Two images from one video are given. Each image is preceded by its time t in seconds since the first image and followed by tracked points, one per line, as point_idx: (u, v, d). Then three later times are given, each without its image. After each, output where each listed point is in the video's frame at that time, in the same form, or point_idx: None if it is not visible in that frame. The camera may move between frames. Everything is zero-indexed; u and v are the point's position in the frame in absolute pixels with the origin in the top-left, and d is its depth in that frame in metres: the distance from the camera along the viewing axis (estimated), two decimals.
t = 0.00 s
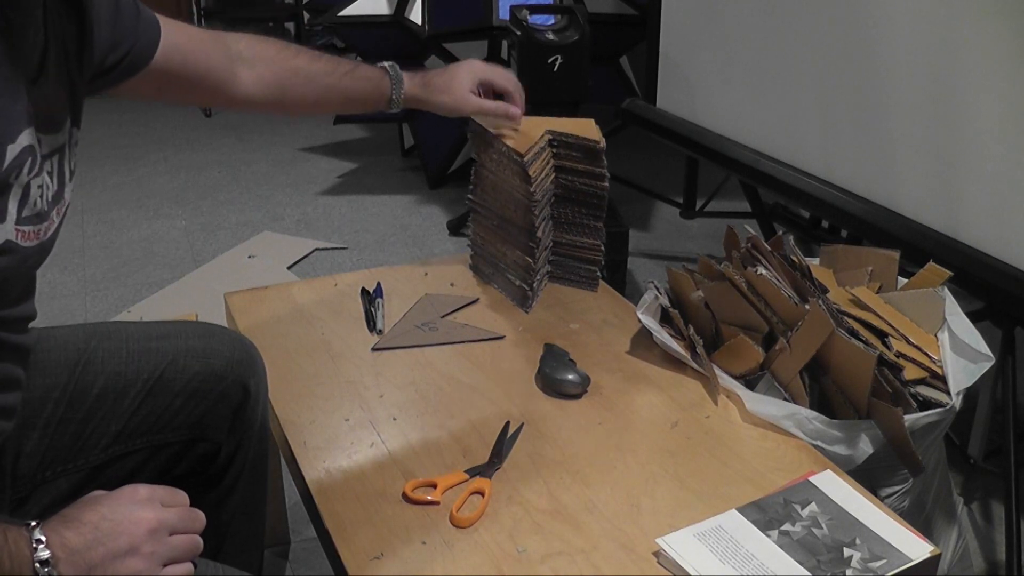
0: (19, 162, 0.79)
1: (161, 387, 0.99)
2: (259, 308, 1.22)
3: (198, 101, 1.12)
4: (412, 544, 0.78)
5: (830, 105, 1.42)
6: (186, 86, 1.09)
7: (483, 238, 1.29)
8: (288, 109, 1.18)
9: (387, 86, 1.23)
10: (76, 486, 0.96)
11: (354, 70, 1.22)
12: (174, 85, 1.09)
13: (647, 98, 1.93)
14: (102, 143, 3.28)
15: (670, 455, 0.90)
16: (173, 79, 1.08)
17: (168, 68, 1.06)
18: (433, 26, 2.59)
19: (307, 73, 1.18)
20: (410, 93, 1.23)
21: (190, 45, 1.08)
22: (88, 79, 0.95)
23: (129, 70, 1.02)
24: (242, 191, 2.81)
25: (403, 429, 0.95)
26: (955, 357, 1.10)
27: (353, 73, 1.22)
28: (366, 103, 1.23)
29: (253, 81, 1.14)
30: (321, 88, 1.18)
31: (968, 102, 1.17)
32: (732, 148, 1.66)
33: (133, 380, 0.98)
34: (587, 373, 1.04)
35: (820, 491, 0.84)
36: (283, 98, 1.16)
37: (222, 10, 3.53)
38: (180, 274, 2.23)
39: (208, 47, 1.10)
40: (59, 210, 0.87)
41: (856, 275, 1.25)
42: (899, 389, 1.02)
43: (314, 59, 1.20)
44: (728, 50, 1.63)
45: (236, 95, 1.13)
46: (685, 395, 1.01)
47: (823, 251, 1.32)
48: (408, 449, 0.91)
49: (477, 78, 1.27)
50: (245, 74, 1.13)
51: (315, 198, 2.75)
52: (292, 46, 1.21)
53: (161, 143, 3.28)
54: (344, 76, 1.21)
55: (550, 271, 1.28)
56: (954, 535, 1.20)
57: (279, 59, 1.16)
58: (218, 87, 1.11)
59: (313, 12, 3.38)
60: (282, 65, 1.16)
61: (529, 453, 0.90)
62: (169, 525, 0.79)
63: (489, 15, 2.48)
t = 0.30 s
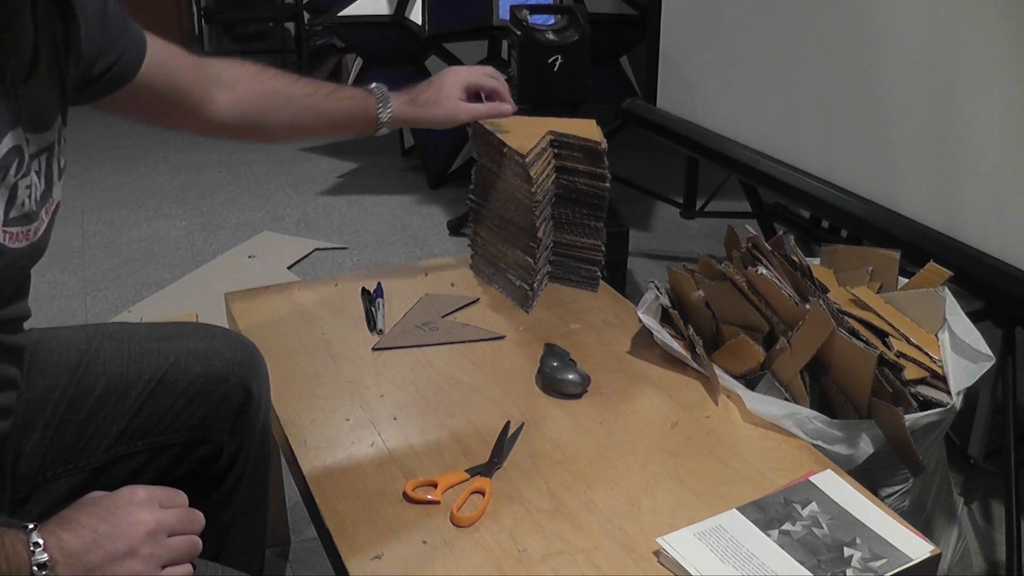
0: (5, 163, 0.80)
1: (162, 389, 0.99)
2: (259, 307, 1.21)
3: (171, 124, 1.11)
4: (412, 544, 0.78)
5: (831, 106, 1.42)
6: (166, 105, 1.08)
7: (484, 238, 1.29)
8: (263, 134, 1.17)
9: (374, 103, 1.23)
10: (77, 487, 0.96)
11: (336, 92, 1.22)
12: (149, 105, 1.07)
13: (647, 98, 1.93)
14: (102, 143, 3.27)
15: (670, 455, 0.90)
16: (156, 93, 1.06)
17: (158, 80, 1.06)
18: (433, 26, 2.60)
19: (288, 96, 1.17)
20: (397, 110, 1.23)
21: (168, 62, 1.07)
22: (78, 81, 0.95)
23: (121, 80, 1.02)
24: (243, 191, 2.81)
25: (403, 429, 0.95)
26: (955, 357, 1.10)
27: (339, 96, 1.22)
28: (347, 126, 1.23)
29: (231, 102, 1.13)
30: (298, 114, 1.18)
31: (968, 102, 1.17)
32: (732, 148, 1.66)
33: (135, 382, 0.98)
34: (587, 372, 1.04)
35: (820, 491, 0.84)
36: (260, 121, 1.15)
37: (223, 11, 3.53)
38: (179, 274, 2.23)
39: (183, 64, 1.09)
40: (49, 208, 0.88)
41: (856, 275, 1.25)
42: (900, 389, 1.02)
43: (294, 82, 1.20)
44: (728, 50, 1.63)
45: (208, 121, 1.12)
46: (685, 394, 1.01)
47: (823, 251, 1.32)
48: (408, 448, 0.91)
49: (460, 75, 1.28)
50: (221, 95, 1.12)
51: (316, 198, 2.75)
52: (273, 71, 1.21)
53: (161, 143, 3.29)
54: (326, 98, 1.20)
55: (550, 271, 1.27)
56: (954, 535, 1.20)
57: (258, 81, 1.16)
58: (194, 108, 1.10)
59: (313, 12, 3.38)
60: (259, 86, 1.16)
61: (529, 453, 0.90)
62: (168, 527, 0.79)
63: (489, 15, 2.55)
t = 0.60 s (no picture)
0: None
1: (162, 390, 0.99)
2: (259, 307, 1.22)
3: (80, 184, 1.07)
4: (412, 544, 0.78)
5: (830, 106, 1.42)
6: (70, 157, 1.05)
7: (484, 238, 1.29)
8: (161, 218, 1.09)
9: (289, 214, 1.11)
10: (77, 488, 0.96)
11: (257, 196, 1.12)
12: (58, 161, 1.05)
13: (648, 98, 1.93)
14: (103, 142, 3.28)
15: (670, 456, 0.90)
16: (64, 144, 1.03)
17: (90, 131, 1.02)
18: (433, 25, 2.60)
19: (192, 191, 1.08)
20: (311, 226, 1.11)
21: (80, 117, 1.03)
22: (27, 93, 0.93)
23: (65, 116, 1.00)
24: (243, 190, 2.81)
25: (403, 429, 0.95)
26: (955, 357, 1.10)
27: (259, 202, 1.11)
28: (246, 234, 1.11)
29: (127, 179, 1.06)
30: (209, 204, 1.09)
31: (967, 103, 1.17)
32: (732, 148, 1.66)
33: (134, 383, 0.98)
34: (587, 373, 1.04)
35: (820, 491, 0.84)
36: (156, 203, 1.08)
37: (223, 10, 3.53)
38: (179, 274, 2.23)
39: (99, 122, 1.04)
40: (28, 202, 0.91)
41: (856, 275, 1.25)
42: (900, 389, 1.02)
43: (216, 175, 1.11)
44: (728, 50, 1.63)
45: (110, 193, 1.06)
46: (685, 394, 1.01)
47: (823, 251, 1.32)
48: (408, 449, 0.91)
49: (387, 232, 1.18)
50: (127, 168, 1.06)
51: (316, 198, 2.75)
52: (206, 160, 1.13)
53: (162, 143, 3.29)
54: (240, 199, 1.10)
55: (550, 271, 1.27)
56: (955, 535, 1.20)
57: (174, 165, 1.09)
58: (99, 170, 1.05)
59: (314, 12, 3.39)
60: (169, 168, 1.08)
61: (529, 453, 0.90)
62: (166, 528, 0.79)
63: (490, 15, 2.54)
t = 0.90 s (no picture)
0: None
1: (161, 389, 0.99)
2: (259, 308, 1.21)
3: (146, 183, 1.07)
4: (412, 544, 0.78)
5: (830, 105, 1.42)
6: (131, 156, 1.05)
7: (484, 238, 1.29)
8: (222, 221, 1.10)
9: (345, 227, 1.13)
10: (76, 488, 0.96)
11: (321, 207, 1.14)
12: (121, 158, 1.05)
13: (648, 99, 1.93)
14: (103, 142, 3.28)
15: (670, 456, 0.90)
16: (125, 143, 1.03)
17: (133, 127, 1.03)
18: (433, 25, 2.60)
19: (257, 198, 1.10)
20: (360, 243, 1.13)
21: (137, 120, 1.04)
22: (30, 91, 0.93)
23: (97, 116, 1.01)
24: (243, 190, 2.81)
25: (404, 429, 0.95)
26: (955, 357, 1.10)
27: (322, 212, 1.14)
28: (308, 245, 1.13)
29: (196, 185, 1.07)
30: (273, 208, 1.11)
31: (967, 102, 1.17)
32: (732, 148, 1.66)
33: (134, 383, 0.98)
34: (588, 373, 1.04)
35: (820, 491, 0.84)
36: (221, 209, 1.08)
37: (223, 11, 3.53)
38: (179, 274, 2.23)
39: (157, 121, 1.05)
40: (29, 200, 0.91)
41: (856, 275, 1.25)
42: (899, 389, 1.02)
43: (281, 183, 1.13)
44: (728, 51, 1.63)
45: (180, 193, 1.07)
46: (686, 394, 1.01)
47: (823, 251, 1.32)
48: (408, 448, 0.91)
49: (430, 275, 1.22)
50: (195, 170, 1.06)
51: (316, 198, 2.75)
52: (268, 166, 1.14)
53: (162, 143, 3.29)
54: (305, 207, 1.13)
55: (550, 271, 1.27)
56: (955, 535, 1.20)
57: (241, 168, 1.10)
58: (168, 171, 1.05)
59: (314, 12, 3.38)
60: (237, 173, 1.09)
61: (529, 453, 0.90)
62: (164, 525, 0.79)
63: (490, 15, 2.54)
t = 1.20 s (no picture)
0: None
1: (162, 389, 0.99)
2: (259, 307, 1.21)
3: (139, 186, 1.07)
4: (412, 544, 0.78)
5: (831, 105, 1.42)
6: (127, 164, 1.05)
7: (484, 238, 1.29)
8: (228, 214, 1.10)
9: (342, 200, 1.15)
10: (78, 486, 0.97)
11: (315, 186, 1.16)
12: (122, 161, 1.05)
13: (648, 99, 1.93)
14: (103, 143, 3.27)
15: (670, 456, 0.90)
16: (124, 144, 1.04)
17: (131, 126, 1.04)
18: (433, 25, 2.60)
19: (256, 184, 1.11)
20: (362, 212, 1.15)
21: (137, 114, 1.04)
22: (33, 88, 0.93)
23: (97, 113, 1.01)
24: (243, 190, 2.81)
25: (404, 429, 0.95)
26: (955, 357, 1.10)
27: (320, 192, 1.15)
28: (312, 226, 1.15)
29: (196, 176, 1.08)
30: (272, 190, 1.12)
31: (967, 102, 1.17)
32: (732, 148, 1.66)
33: (135, 382, 0.98)
34: (588, 373, 1.04)
35: (820, 491, 0.84)
36: (225, 202, 1.10)
37: (223, 11, 3.53)
38: (179, 274, 2.23)
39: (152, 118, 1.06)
40: (32, 198, 0.90)
41: (856, 275, 1.24)
42: (900, 389, 1.02)
43: (274, 168, 1.14)
44: (728, 51, 1.63)
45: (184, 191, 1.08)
46: (686, 394, 1.01)
47: (823, 251, 1.32)
48: (408, 448, 0.91)
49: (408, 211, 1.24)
50: (193, 166, 1.08)
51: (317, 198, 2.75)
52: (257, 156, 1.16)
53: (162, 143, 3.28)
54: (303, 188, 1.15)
55: (550, 271, 1.27)
56: (955, 535, 1.20)
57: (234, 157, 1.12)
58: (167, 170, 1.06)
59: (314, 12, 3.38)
60: (233, 164, 1.11)
61: (530, 453, 0.90)
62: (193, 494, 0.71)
63: (490, 15, 2.54)
